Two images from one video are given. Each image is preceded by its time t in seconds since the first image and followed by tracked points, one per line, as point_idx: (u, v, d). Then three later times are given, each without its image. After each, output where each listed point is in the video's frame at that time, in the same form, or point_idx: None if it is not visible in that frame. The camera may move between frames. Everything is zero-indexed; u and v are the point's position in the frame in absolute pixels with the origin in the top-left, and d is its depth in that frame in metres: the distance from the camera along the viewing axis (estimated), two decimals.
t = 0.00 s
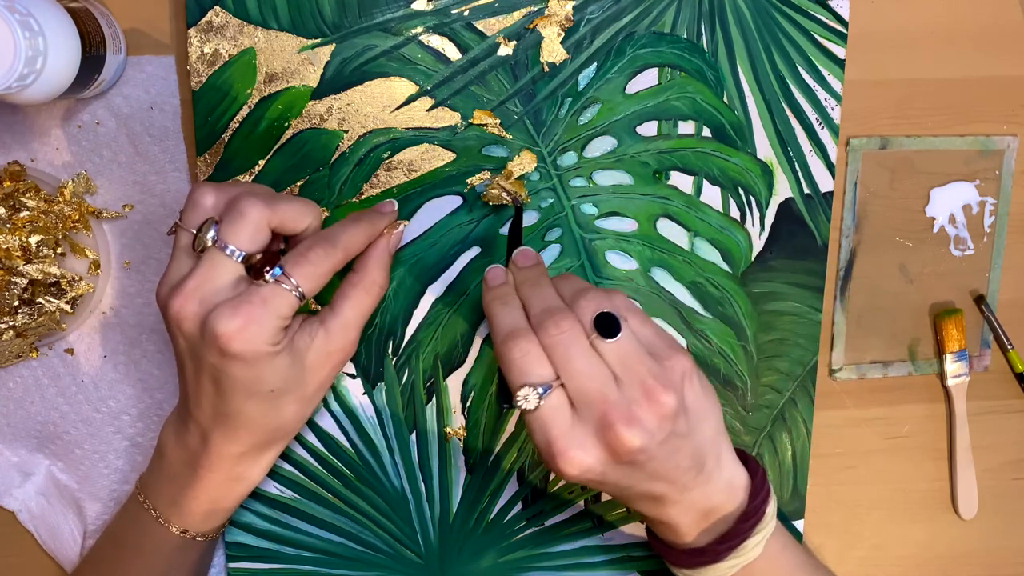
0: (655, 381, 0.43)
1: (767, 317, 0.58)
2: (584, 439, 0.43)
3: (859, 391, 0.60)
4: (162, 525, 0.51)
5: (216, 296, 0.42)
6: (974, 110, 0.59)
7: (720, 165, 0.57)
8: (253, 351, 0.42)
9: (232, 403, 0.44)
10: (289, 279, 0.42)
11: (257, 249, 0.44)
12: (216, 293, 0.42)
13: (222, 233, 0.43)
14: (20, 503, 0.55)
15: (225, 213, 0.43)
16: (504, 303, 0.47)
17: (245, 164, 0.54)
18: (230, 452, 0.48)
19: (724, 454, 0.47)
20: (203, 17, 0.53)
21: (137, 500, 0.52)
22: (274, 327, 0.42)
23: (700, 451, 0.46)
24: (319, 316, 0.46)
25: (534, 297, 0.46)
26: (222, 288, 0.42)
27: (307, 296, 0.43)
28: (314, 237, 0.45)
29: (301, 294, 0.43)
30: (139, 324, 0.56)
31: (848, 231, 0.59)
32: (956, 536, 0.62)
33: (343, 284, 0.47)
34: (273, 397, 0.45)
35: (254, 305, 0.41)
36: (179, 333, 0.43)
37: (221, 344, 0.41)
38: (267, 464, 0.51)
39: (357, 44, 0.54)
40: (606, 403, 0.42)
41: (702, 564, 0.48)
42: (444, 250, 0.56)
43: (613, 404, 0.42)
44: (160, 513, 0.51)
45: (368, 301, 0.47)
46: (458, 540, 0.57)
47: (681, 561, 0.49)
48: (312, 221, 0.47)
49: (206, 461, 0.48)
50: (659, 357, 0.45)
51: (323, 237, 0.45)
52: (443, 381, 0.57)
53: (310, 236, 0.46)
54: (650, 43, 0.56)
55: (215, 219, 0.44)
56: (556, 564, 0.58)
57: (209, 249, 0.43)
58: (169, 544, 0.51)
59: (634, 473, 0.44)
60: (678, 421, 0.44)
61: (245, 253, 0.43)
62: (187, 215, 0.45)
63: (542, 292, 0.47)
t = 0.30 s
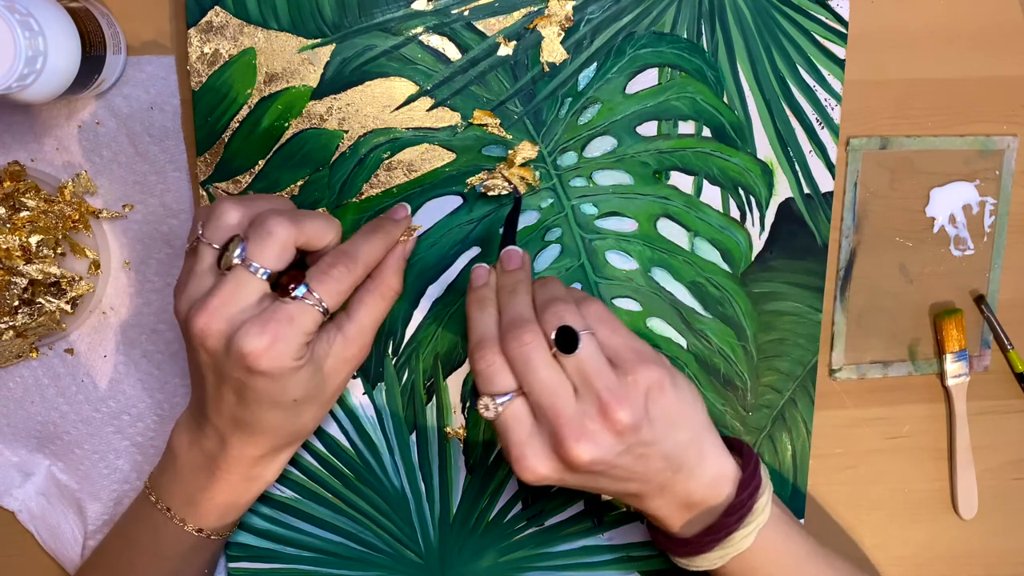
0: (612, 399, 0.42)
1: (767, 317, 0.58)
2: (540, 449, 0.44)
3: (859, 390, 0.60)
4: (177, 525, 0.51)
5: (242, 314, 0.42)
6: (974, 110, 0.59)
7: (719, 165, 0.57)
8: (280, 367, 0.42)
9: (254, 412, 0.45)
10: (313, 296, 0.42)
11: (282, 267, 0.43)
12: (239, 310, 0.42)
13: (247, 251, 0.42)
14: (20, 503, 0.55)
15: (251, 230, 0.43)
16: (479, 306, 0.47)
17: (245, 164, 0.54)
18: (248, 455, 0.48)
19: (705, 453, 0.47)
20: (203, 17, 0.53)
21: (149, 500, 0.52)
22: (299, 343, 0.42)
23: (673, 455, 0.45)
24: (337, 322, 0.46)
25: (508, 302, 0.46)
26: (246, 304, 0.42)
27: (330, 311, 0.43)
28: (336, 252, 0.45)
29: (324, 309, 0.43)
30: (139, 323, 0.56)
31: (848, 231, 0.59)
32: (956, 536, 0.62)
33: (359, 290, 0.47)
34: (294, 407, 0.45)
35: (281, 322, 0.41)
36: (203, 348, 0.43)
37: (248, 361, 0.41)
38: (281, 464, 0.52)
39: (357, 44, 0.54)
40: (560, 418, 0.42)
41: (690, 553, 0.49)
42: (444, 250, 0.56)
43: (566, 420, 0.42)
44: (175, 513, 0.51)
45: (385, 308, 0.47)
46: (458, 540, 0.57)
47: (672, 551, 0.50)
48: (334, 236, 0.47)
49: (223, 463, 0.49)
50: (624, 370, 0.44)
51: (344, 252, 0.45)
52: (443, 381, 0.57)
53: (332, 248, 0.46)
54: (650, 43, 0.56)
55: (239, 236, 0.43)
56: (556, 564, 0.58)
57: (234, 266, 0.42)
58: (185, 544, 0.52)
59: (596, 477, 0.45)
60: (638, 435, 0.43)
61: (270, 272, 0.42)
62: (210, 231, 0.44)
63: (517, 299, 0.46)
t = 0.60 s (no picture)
0: (592, 403, 0.43)
1: (767, 317, 0.58)
2: (522, 452, 0.44)
3: (859, 390, 0.60)
4: (185, 523, 0.51)
5: (261, 317, 0.42)
6: (974, 110, 0.59)
7: (720, 165, 0.57)
8: (299, 368, 0.42)
9: (268, 411, 0.45)
10: (331, 299, 0.43)
11: (301, 272, 0.43)
12: (259, 312, 0.42)
13: (268, 255, 0.42)
14: (20, 503, 0.55)
15: (272, 235, 0.43)
16: (466, 313, 0.49)
17: (245, 164, 0.54)
18: (258, 454, 0.49)
19: (685, 456, 0.47)
20: (203, 17, 0.53)
21: (155, 499, 0.52)
22: (319, 344, 0.42)
23: (654, 458, 0.46)
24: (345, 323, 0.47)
25: (492, 310, 0.47)
26: (265, 307, 0.42)
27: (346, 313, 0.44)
28: (351, 258, 0.46)
29: (341, 311, 0.43)
30: (139, 323, 0.56)
31: (848, 231, 0.59)
32: (956, 536, 0.62)
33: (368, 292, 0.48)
34: (308, 406, 0.46)
35: (301, 325, 0.41)
36: (221, 350, 0.43)
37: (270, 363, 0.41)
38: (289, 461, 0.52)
39: (357, 44, 0.54)
40: (542, 422, 0.43)
41: (674, 556, 0.49)
42: (444, 250, 0.56)
43: (548, 424, 0.43)
44: (183, 512, 0.51)
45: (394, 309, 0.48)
46: (458, 539, 0.57)
47: (657, 554, 0.50)
48: (349, 243, 0.47)
49: (232, 461, 0.49)
50: (605, 375, 0.45)
51: (360, 258, 0.46)
52: (443, 381, 0.57)
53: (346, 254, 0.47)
54: (650, 43, 0.56)
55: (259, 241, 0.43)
56: (556, 563, 0.58)
57: (255, 270, 0.42)
58: (193, 542, 0.52)
59: (577, 482, 0.45)
60: (619, 439, 0.44)
61: (291, 277, 0.42)
62: (228, 235, 0.44)
63: (502, 306, 0.47)
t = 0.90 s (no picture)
0: (585, 398, 0.43)
1: (767, 317, 0.58)
2: (515, 448, 0.44)
3: (859, 390, 0.60)
4: (184, 522, 0.51)
5: (258, 314, 0.42)
6: (974, 110, 0.59)
7: (719, 165, 0.57)
8: (297, 364, 0.42)
9: (267, 408, 0.45)
10: (327, 294, 0.43)
11: (297, 268, 0.43)
12: (256, 309, 0.42)
13: (265, 251, 0.42)
14: (20, 503, 0.55)
15: (267, 232, 0.43)
16: (459, 311, 0.48)
17: (245, 164, 0.54)
18: (256, 451, 0.49)
19: (677, 453, 0.47)
20: (203, 17, 0.53)
21: (153, 498, 0.52)
22: (317, 340, 0.42)
23: (645, 455, 0.46)
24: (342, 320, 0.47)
25: (485, 307, 0.47)
26: (262, 303, 0.42)
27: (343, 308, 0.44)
28: (347, 253, 0.46)
29: (338, 306, 0.43)
30: (139, 323, 0.56)
31: (848, 231, 0.59)
32: (956, 536, 0.62)
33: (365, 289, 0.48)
34: (305, 403, 0.46)
35: (299, 321, 0.41)
36: (218, 347, 0.43)
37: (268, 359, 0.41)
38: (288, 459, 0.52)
39: (357, 44, 0.54)
40: (534, 416, 0.43)
41: (667, 555, 0.49)
42: (444, 250, 0.56)
43: (541, 418, 0.43)
44: (182, 510, 0.51)
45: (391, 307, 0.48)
46: (458, 539, 0.57)
47: (649, 554, 0.50)
48: (345, 238, 0.47)
49: (231, 460, 0.49)
50: (598, 371, 0.45)
51: (356, 253, 0.46)
52: (443, 381, 0.57)
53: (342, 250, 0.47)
54: (650, 42, 0.56)
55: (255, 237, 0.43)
56: (557, 563, 0.58)
57: (250, 267, 0.42)
58: (191, 540, 0.52)
59: (569, 477, 0.46)
60: (611, 434, 0.44)
61: (287, 272, 0.43)
62: (224, 231, 0.44)
63: (495, 303, 0.47)
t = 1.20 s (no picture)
0: (586, 392, 0.43)
1: (767, 317, 0.58)
2: (516, 442, 0.44)
3: (859, 390, 0.60)
4: (183, 521, 0.51)
5: (261, 307, 0.42)
6: (974, 110, 0.59)
7: (720, 165, 0.57)
8: (299, 357, 0.42)
9: (268, 404, 0.45)
10: (330, 288, 0.43)
11: (299, 262, 0.43)
12: (259, 302, 0.42)
13: (268, 245, 0.42)
14: (20, 503, 0.55)
15: (271, 225, 0.43)
16: (460, 306, 0.48)
17: (245, 164, 0.54)
18: (258, 448, 0.49)
19: (675, 450, 0.47)
20: (203, 17, 0.53)
21: (153, 496, 0.52)
22: (319, 333, 0.42)
23: (644, 452, 0.46)
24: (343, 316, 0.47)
25: (486, 302, 0.47)
26: (265, 297, 0.42)
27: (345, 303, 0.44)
28: (350, 248, 0.46)
29: (340, 300, 0.43)
30: (139, 323, 0.56)
31: (848, 231, 0.59)
32: (956, 536, 0.62)
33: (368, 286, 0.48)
34: (307, 398, 0.46)
35: (301, 314, 0.41)
36: (221, 341, 0.43)
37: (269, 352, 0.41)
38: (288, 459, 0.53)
39: (357, 44, 0.54)
40: (537, 409, 0.43)
41: (665, 555, 0.49)
42: (444, 250, 0.56)
43: (543, 411, 0.43)
44: (182, 509, 0.51)
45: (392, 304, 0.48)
46: (458, 539, 0.57)
47: (646, 554, 0.50)
48: (348, 233, 0.47)
49: (230, 457, 0.49)
50: (598, 366, 0.45)
51: (358, 248, 0.46)
52: (443, 381, 0.56)
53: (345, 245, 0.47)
54: (650, 42, 0.56)
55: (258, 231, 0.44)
56: (557, 563, 0.58)
57: (253, 260, 0.42)
58: (191, 540, 0.52)
59: (569, 473, 0.45)
60: (612, 428, 0.44)
61: (289, 266, 0.43)
62: (228, 225, 0.44)
63: (495, 299, 0.48)
